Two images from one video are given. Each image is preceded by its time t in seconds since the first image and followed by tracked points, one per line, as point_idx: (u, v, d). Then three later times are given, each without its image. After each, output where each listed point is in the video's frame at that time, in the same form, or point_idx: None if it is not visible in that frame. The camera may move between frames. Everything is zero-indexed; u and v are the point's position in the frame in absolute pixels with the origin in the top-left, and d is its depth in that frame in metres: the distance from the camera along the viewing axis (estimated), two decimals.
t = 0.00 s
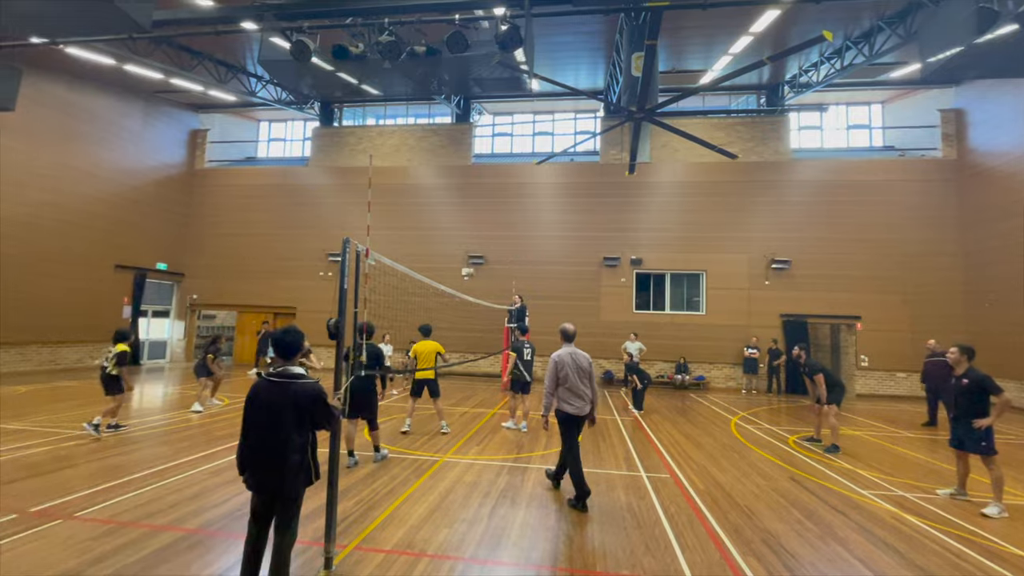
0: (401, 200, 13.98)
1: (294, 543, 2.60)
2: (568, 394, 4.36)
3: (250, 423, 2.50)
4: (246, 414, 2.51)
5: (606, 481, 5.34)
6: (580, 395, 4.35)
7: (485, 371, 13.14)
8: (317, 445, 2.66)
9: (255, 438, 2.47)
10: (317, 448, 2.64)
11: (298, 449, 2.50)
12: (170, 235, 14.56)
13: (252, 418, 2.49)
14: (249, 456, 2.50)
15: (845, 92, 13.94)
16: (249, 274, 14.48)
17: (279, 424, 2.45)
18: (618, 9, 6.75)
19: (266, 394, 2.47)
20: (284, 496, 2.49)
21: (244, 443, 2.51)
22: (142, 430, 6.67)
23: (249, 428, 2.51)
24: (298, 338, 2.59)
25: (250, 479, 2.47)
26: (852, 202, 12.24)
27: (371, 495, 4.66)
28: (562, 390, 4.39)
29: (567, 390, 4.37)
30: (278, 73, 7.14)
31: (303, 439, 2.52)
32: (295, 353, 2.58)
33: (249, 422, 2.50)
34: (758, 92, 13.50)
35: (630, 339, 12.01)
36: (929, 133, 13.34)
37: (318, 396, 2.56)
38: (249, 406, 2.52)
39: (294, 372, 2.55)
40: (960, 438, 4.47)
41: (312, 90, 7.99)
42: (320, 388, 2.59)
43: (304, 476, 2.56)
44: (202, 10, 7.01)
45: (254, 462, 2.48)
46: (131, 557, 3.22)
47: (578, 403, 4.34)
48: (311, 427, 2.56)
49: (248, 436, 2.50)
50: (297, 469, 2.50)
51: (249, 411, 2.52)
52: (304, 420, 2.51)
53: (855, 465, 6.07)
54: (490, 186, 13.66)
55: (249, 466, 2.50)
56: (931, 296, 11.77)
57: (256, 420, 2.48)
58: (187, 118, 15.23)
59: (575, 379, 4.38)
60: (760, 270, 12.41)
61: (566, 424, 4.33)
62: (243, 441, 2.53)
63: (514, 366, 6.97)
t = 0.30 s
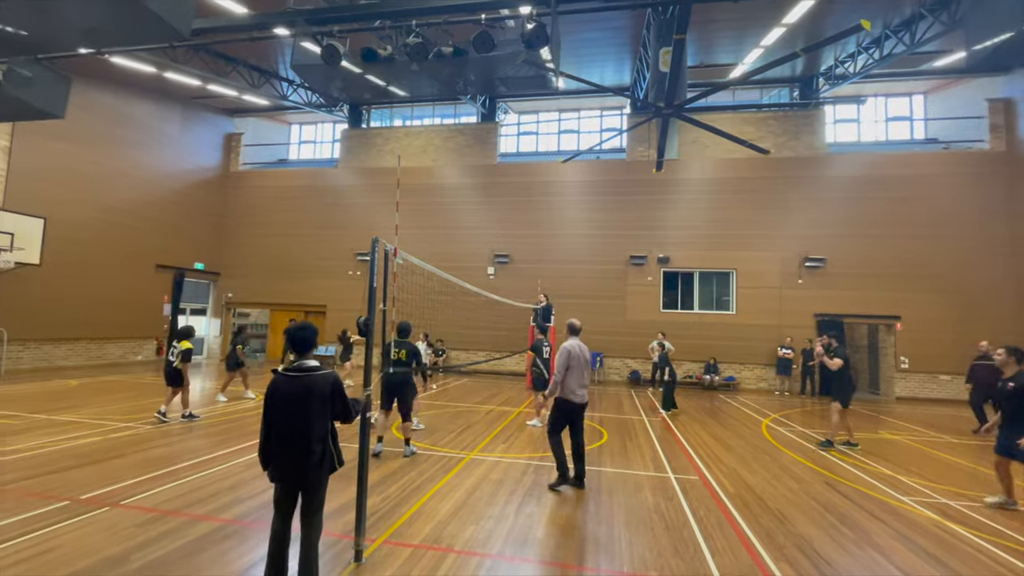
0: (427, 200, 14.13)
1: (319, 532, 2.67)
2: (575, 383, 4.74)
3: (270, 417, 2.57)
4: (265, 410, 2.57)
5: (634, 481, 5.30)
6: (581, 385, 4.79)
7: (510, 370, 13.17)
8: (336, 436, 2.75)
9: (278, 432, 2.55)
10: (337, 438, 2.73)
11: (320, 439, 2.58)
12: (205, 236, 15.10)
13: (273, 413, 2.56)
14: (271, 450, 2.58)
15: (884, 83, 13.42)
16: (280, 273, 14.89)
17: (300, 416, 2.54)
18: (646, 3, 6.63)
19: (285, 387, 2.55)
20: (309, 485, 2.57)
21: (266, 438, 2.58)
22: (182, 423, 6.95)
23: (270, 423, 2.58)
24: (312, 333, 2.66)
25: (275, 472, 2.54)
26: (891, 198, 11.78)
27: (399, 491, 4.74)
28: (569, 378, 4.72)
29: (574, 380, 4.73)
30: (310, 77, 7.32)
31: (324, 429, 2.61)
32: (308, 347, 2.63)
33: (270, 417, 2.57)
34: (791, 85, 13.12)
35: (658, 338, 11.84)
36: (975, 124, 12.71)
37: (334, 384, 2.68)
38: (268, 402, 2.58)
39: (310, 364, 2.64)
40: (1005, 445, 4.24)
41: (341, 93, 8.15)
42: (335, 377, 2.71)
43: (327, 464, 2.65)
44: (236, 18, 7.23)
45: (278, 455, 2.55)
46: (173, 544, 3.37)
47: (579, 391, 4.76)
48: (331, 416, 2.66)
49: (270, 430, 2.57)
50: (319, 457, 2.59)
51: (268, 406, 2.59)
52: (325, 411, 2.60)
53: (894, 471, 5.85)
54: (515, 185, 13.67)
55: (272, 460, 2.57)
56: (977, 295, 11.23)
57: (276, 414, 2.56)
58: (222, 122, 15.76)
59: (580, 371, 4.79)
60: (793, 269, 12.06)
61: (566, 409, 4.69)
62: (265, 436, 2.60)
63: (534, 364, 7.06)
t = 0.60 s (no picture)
0: (440, 199, 14.19)
1: (331, 526, 2.71)
2: (544, 376, 4.96)
3: (278, 413, 2.61)
4: (273, 406, 2.62)
5: (647, 481, 5.28)
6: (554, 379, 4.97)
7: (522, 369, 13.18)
8: (345, 431, 2.77)
9: (286, 428, 2.59)
10: (344, 433, 2.76)
11: (326, 434, 2.61)
12: (222, 235, 15.34)
13: (280, 409, 2.60)
14: (280, 446, 2.63)
15: (905, 78, 13.15)
16: (295, 272, 15.08)
17: (304, 412, 2.57)
18: None
19: (290, 384, 2.58)
20: (318, 480, 2.61)
21: (276, 433, 2.63)
22: (199, 420, 7.07)
23: (278, 419, 2.63)
24: (314, 330, 2.68)
25: (285, 467, 2.60)
26: (912, 195, 11.53)
27: (412, 488, 4.78)
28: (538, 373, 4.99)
29: (544, 374, 4.95)
30: (324, 77, 7.39)
31: (330, 424, 2.64)
32: (311, 342, 2.67)
33: (278, 413, 2.61)
34: (809, 80, 12.90)
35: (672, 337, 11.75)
36: (1000, 119, 12.40)
37: (339, 380, 2.69)
38: (275, 400, 2.62)
39: (314, 360, 2.66)
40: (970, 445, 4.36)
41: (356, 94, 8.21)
42: (339, 373, 2.71)
43: (335, 459, 2.68)
44: (252, 21, 7.31)
45: (287, 451, 2.60)
46: (192, 538, 3.43)
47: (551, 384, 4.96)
48: (337, 411, 2.68)
49: (279, 426, 2.62)
50: (326, 453, 2.62)
51: (275, 403, 2.63)
52: (330, 406, 2.62)
53: (913, 473, 5.73)
54: (528, 184, 13.66)
55: (282, 455, 2.62)
56: (1000, 294, 10.96)
57: (284, 411, 2.60)
58: (239, 123, 15.99)
59: (550, 366, 4.97)
60: (810, 267, 11.88)
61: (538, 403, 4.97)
62: (274, 432, 2.65)
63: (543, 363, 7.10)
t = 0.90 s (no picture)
0: (435, 196, 14.15)
1: (324, 524, 2.70)
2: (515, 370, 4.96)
3: (271, 411, 2.60)
4: (266, 404, 2.60)
5: (640, 479, 5.29)
6: (523, 372, 4.96)
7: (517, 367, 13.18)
8: (339, 428, 2.76)
9: (279, 426, 2.58)
10: (339, 430, 2.74)
11: (319, 432, 2.60)
12: (215, 232, 15.23)
13: (273, 406, 2.59)
14: (273, 444, 2.61)
15: (898, 78, 13.23)
16: (289, 269, 15.00)
17: (298, 409, 2.55)
18: None
19: (284, 382, 2.57)
20: (311, 477, 2.59)
21: (268, 431, 2.61)
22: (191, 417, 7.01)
23: (271, 417, 2.61)
24: (308, 327, 2.66)
25: (278, 466, 2.58)
26: (904, 195, 11.61)
27: (406, 486, 4.77)
28: (508, 366, 5.00)
29: (512, 368, 4.96)
30: (318, 73, 7.32)
31: (323, 421, 2.62)
32: (304, 339, 2.65)
33: (270, 411, 2.59)
34: (803, 80, 12.94)
35: (666, 336, 11.79)
36: (991, 120, 12.51)
37: (332, 377, 2.68)
38: (268, 397, 2.60)
39: (307, 357, 2.65)
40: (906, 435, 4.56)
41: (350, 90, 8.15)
42: (333, 370, 2.70)
43: (329, 456, 2.67)
44: (245, 14, 7.24)
45: (280, 449, 2.59)
46: (182, 536, 3.40)
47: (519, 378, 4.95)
48: (330, 409, 2.67)
49: (272, 424, 2.60)
50: (319, 450, 2.61)
51: (269, 400, 2.62)
52: (323, 404, 2.61)
53: (903, 471, 5.79)
54: (523, 182, 13.64)
55: (275, 453, 2.60)
56: (990, 294, 11.08)
57: (276, 409, 2.58)
58: (232, 119, 15.86)
59: (521, 361, 4.97)
60: (803, 266, 11.94)
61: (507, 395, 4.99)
62: (267, 430, 2.64)
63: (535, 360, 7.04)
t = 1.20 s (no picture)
0: (424, 196, 14.09)
1: (310, 526, 2.67)
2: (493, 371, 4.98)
3: (257, 413, 2.55)
4: (251, 407, 2.56)
5: (627, 479, 5.32)
6: (503, 372, 4.96)
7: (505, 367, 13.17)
8: (326, 430, 2.74)
9: (265, 429, 2.54)
10: (326, 432, 2.72)
11: (307, 433, 2.57)
12: (200, 230, 15.01)
13: (259, 409, 2.55)
14: (259, 447, 2.57)
15: (880, 85, 13.50)
16: (276, 268, 14.83)
17: (285, 410, 2.52)
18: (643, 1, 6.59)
19: (271, 383, 2.53)
20: (299, 480, 2.57)
21: (253, 433, 2.57)
22: (173, 419, 6.89)
23: (257, 419, 2.57)
24: (296, 328, 2.63)
25: (264, 468, 2.54)
26: (886, 199, 11.84)
27: (393, 487, 4.74)
28: (487, 367, 4.99)
29: (489, 368, 4.96)
30: (306, 71, 7.24)
31: (311, 423, 2.60)
32: (291, 340, 2.61)
33: (256, 413, 2.55)
34: (789, 85, 13.12)
35: (653, 337, 11.87)
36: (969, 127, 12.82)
37: (320, 378, 2.65)
38: (254, 398, 2.56)
39: (295, 358, 2.61)
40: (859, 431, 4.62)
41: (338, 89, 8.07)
42: (322, 371, 2.68)
43: (316, 458, 2.64)
44: (232, 10, 7.14)
45: (266, 451, 2.55)
46: (163, 539, 3.34)
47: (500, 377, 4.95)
48: (319, 410, 2.65)
49: (257, 427, 2.56)
50: (307, 452, 2.59)
51: (254, 402, 2.57)
52: (312, 405, 2.59)
53: (885, 471, 5.89)
54: (512, 183, 13.64)
55: (260, 455, 2.56)
56: (968, 297, 11.34)
57: (263, 411, 2.54)
58: (218, 116, 15.65)
59: (499, 360, 4.96)
60: (788, 269, 12.11)
61: (490, 396, 4.97)
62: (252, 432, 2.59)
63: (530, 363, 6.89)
